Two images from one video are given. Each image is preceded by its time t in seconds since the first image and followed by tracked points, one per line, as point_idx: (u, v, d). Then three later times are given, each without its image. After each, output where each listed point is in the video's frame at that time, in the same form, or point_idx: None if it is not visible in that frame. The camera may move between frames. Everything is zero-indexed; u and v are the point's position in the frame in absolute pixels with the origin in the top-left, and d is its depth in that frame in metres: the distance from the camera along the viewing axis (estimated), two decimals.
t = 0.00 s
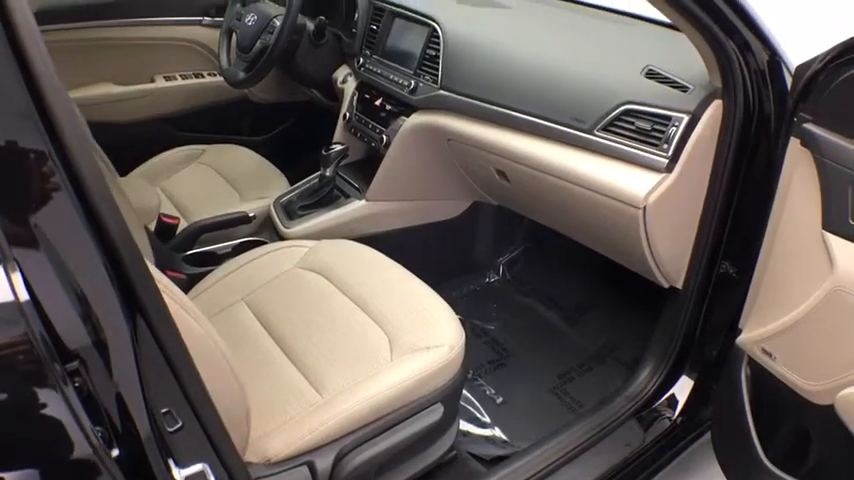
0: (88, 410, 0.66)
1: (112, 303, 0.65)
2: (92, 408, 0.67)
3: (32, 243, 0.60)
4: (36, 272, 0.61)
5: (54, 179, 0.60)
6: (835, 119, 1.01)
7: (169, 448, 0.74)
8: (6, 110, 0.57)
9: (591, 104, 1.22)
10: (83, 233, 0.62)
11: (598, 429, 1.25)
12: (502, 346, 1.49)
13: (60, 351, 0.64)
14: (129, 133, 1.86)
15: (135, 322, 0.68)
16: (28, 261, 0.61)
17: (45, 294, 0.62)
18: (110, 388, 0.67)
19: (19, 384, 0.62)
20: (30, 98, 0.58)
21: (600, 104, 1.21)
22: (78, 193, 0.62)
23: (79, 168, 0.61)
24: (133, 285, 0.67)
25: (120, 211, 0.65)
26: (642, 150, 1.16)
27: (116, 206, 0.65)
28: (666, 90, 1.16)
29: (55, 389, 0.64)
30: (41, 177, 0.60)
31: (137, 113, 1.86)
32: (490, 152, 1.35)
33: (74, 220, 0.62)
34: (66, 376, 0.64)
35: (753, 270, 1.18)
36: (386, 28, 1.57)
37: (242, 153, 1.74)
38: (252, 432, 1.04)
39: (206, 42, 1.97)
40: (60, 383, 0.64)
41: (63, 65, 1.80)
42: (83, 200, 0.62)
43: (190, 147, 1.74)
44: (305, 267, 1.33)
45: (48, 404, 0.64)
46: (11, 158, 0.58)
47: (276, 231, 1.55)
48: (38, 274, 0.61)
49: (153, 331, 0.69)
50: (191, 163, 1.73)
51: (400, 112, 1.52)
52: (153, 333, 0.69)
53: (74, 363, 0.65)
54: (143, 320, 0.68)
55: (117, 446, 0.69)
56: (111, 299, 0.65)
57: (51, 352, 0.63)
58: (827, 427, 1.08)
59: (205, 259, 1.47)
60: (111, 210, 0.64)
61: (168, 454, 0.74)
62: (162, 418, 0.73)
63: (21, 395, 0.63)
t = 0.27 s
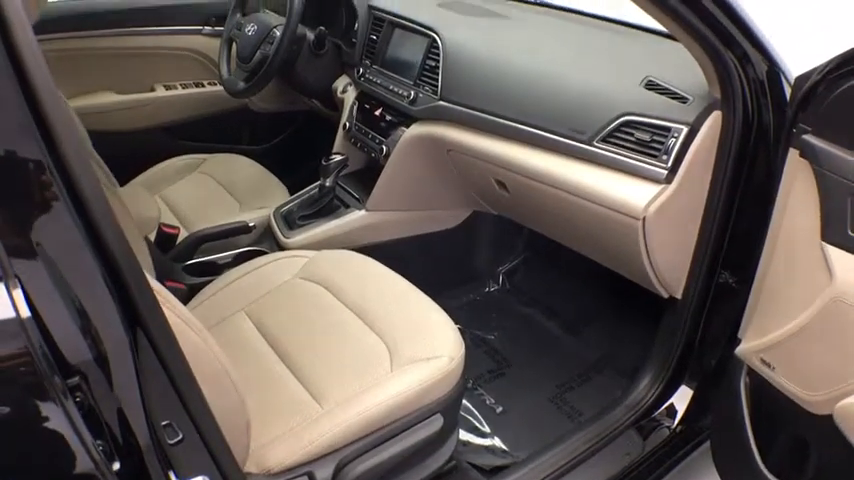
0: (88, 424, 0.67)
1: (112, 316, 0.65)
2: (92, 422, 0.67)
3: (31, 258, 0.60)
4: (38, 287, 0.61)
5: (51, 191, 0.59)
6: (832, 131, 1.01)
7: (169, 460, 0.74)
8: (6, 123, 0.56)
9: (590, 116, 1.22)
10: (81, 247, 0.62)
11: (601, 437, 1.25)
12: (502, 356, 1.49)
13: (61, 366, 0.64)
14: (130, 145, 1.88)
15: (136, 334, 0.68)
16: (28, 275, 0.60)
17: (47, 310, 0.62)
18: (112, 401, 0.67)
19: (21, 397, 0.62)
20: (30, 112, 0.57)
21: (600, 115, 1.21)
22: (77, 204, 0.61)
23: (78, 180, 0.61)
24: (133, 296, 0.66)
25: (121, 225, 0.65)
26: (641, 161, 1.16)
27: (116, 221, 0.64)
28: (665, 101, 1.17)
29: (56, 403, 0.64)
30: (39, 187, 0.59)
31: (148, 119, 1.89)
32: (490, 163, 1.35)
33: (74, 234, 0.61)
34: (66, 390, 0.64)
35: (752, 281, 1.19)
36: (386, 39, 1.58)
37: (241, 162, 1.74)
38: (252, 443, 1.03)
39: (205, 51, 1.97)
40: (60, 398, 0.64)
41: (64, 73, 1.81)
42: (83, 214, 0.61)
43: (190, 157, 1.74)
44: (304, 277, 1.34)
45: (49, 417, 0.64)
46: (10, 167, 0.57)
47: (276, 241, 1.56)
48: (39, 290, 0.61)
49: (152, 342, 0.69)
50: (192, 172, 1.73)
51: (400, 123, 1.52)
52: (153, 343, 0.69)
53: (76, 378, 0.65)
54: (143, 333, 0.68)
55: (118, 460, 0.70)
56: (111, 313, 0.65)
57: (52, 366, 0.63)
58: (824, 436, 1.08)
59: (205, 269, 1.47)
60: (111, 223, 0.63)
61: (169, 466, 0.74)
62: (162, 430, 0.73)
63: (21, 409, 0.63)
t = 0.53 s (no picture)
0: (89, 437, 0.67)
1: (111, 332, 0.65)
2: (93, 435, 0.67)
3: (33, 274, 0.60)
4: (39, 305, 0.61)
5: (49, 200, 0.59)
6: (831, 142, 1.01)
7: (169, 473, 0.74)
8: (5, 135, 0.57)
9: (589, 127, 1.22)
10: (80, 263, 0.62)
11: (600, 445, 1.26)
12: (501, 366, 1.50)
13: (62, 379, 0.64)
14: (130, 154, 1.88)
15: (137, 349, 0.67)
16: (30, 291, 0.61)
17: (49, 325, 0.62)
18: (113, 414, 0.67)
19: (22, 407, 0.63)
20: (28, 124, 0.58)
21: (599, 126, 1.21)
22: (73, 215, 0.61)
23: (75, 190, 0.61)
24: (133, 310, 0.66)
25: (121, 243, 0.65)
26: (640, 171, 1.17)
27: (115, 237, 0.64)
28: (664, 112, 1.17)
29: (56, 416, 0.64)
30: (36, 197, 0.59)
31: (151, 128, 1.89)
32: (490, 173, 1.36)
33: (73, 248, 0.61)
34: (67, 405, 0.64)
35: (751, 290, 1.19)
36: (385, 49, 1.58)
37: (241, 172, 1.75)
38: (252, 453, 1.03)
39: (204, 59, 1.97)
40: (60, 411, 0.64)
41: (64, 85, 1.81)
42: (80, 226, 0.61)
43: (190, 165, 1.75)
44: (304, 287, 1.34)
45: (51, 430, 0.64)
46: (10, 177, 0.58)
47: (276, 250, 1.56)
48: (40, 306, 0.61)
49: (152, 354, 0.69)
50: (192, 180, 1.74)
51: (399, 132, 1.52)
52: (153, 353, 0.69)
53: (77, 392, 0.65)
54: (144, 349, 0.68)
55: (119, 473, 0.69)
56: (112, 330, 0.65)
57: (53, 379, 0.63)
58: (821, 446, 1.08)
59: (205, 278, 1.47)
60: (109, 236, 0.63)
61: None
62: (162, 441, 0.72)
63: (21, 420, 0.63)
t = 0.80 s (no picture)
0: (90, 450, 0.66)
1: (111, 345, 0.65)
2: (94, 448, 0.67)
3: (31, 288, 0.60)
4: (39, 320, 0.61)
5: (47, 210, 0.59)
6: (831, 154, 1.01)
7: None
8: (6, 147, 0.56)
9: (588, 138, 1.22)
10: (80, 280, 0.62)
11: (597, 457, 1.29)
12: (501, 377, 1.51)
13: (62, 394, 0.64)
14: (130, 163, 1.88)
15: (137, 363, 0.68)
16: (30, 307, 0.60)
17: (49, 341, 0.62)
18: (114, 429, 0.67)
19: (22, 420, 0.62)
20: (23, 134, 0.57)
21: (598, 138, 1.21)
22: (72, 227, 0.60)
23: (71, 198, 0.60)
24: (131, 323, 0.66)
25: (117, 252, 0.64)
26: (639, 183, 1.17)
27: (113, 246, 0.64)
28: (663, 124, 1.17)
29: (57, 429, 0.64)
30: (35, 206, 0.58)
31: (149, 138, 1.90)
32: (489, 183, 1.36)
33: (70, 259, 0.61)
34: (68, 419, 0.64)
35: (750, 300, 1.19)
36: (385, 59, 1.58)
37: (243, 181, 1.75)
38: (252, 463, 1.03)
39: (205, 69, 1.98)
40: (60, 424, 0.64)
41: (65, 92, 1.82)
42: (79, 238, 0.61)
43: (191, 175, 1.76)
44: (303, 297, 1.34)
45: (52, 443, 0.64)
46: (9, 187, 0.57)
47: (275, 261, 1.56)
48: (40, 321, 0.61)
49: (153, 368, 0.69)
50: (192, 189, 1.74)
51: (399, 143, 1.53)
52: (154, 367, 0.69)
53: (78, 406, 0.65)
54: (144, 361, 0.68)
55: None
56: (111, 343, 0.65)
57: (54, 393, 0.63)
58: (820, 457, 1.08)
59: (205, 288, 1.47)
60: (107, 245, 0.63)
61: None
62: (163, 454, 0.73)
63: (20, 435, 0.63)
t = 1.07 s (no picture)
0: (89, 465, 0.66)
1: (110, 359, 0.65)
2: (94, 463, 0.66)
3: (31, 302, 0.59)
4: (39, 336, 0.60)
5: (45, 220, 0.58)
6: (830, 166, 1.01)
7: None
8: (6, 157, 0.55)
9: (586, 150, 1.23)
10: (80, 294, 0.61)
11: (598, 465, 1.29)
12: (500, 388, 1.51)
13: (62, 409, 0.63)
14: (130, 173, 1.89)
15: (136, 378, 0.67)
16: (30, 321, 0.60)
17: (49, 355, 0.61)
18: (114, 443, 0.67)
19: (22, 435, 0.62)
20: (21, 148, 0.56)
21: (596, 149, 1.22)
22: (69, 238, 0.60)
23: (69, 210, 0.59)
24: (129, 337, 0.66)
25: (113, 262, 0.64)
26: (637, 195, 1.17)
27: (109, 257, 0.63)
28: (661, 135, 1.17)
29: (57, 444, 0.63)
30: (33, 216, 0.57)
31: (148, 147, 1.90)
32: (487, 194, 1.36)
33: (67, 271, 0.60)
34: (68, 434, 0.64)
35: (748, 311, 1.19)
36: (383, 69, 1.59)
37: (242, 192, 1.76)
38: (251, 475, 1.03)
39: (204, 78, 1.99)
40: (60, 438, 0.63)
41: (65, 101, 1.83)
42: (76, 250, 0.60)
43: (190, 184, 1.76)
44: (302, 308, 1.35)
45: (53, 457, 0.64)
46: (8, 197, 0.56)
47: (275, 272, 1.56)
48: (40, 337, 0.60)
49: (153, 385, 0.69)
50: (191, 198, 1.74)
51: (397, 154, 1.53)
52: (153, 382, 0.69)
53: (78, 421, 0.64)
54: (143, 376, 0.68)
55: None
56: (111, 357, 0.65)
57: (54, 408, 0.62)
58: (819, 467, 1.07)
59: (205, 298, 1.48)
60: (105, 258, 0.63)
61: None
62: (162, 466, 0.72)
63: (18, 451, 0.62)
